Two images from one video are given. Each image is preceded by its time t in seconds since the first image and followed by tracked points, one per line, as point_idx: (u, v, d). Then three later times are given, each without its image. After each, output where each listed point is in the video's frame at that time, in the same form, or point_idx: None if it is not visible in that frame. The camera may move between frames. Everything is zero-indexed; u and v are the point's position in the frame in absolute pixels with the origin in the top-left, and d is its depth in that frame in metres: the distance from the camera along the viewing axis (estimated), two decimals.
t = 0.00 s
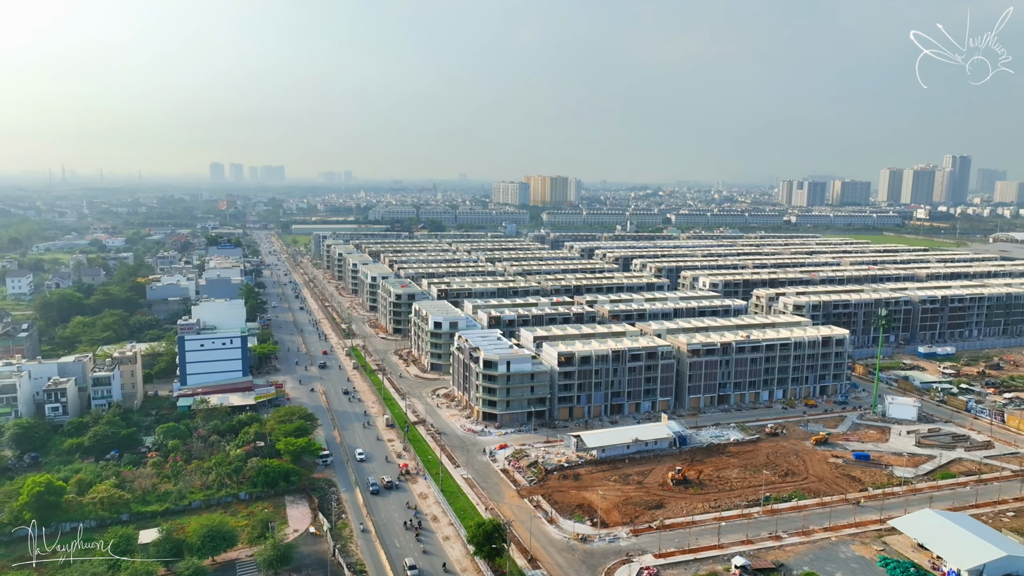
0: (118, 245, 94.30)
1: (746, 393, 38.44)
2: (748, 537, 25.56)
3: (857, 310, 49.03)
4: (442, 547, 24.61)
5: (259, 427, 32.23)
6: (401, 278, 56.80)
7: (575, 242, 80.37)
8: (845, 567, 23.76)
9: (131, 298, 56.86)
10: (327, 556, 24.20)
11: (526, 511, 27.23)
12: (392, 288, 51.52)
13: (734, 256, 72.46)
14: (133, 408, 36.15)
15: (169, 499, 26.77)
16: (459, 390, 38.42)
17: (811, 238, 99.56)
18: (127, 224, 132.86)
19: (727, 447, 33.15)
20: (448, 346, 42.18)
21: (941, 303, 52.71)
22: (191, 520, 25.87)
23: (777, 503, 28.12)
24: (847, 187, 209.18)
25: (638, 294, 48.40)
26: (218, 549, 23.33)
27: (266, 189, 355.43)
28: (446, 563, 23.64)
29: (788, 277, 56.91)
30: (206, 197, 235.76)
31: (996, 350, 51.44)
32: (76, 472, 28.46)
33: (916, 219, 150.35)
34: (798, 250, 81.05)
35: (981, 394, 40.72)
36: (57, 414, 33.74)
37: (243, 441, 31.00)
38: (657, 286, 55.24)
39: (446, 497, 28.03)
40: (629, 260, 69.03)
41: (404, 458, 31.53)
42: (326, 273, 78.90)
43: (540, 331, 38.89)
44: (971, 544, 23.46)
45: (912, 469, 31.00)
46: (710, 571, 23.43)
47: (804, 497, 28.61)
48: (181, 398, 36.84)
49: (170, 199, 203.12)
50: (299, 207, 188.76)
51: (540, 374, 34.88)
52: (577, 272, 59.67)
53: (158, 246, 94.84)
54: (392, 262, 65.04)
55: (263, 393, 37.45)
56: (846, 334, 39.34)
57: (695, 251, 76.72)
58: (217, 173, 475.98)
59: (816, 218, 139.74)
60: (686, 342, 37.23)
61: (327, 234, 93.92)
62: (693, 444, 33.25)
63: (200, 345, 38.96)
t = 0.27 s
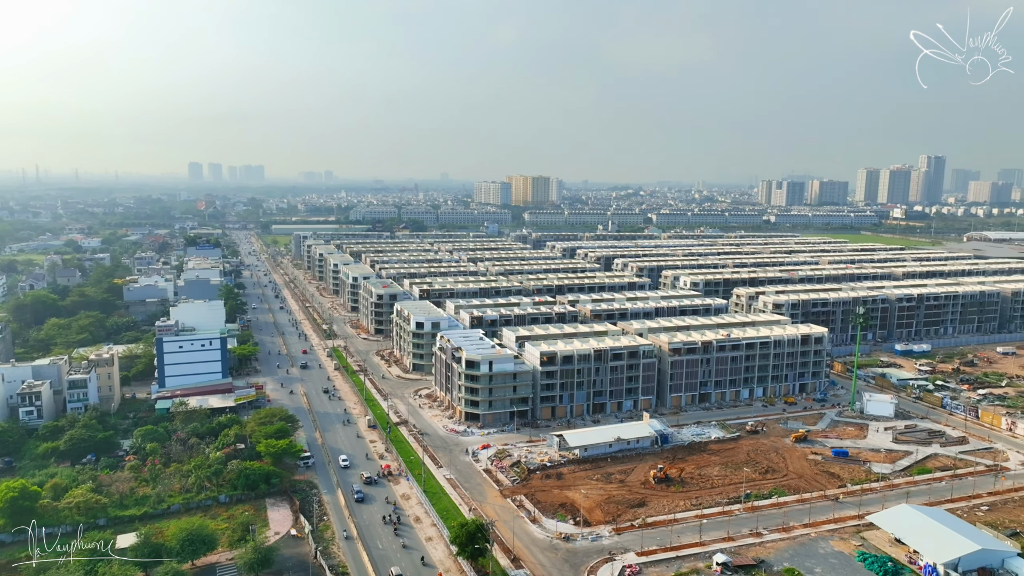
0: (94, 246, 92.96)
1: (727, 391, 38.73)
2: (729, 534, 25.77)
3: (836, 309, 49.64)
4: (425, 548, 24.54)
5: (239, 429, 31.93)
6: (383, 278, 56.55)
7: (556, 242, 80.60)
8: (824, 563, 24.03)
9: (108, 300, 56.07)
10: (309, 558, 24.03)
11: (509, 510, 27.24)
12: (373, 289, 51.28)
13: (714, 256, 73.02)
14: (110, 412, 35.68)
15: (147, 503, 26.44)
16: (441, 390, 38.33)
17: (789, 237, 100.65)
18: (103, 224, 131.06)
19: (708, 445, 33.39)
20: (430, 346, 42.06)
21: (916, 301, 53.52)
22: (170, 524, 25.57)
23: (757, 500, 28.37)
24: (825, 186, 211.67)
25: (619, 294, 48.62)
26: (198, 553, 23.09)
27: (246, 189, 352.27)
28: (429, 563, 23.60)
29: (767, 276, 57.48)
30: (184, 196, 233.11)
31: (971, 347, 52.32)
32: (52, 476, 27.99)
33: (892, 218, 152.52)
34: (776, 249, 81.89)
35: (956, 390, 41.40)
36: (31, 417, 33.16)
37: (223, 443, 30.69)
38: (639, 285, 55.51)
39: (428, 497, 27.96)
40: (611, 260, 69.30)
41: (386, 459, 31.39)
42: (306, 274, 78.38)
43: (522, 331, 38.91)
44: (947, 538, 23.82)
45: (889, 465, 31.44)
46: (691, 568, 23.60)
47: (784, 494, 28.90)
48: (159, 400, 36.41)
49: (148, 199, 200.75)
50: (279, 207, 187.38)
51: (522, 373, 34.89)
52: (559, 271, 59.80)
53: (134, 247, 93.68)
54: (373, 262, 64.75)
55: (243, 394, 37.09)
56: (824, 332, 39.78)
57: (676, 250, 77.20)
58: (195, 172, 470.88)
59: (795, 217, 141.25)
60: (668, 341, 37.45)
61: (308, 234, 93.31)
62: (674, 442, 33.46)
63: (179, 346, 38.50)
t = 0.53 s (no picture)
0: (69, 247, 91.50)
1: (707, 389, 39.00)
2: (710, 531, 25.95)
3: (815, 307, 50.19)
4: (408, 549, 24.44)
5: (219, 431, 31.61)
6: (364, 278, 56.26)
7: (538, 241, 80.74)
8: (804, 559, 24.28)
9: (84, 302, 55.26)
10: (290, 561, 23.84)
11: (491, 510, 27.24)
12: (355, 289, 51.00)
13: (695, 255, 73.50)
14: (86, 415, 35.16)
15: (125, 508, 26.10)
16: (423, 391, 38.22)
17: (768, 237, 101.58)
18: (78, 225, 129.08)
19: (689, 443, 33.61)
20: (412, 346, 41.94)
21: (893, 300, 54.26)
22: (148, 528, 25.29)
23: (738, 497, 28.60)
24: (804, 186, 213.91)
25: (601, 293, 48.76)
26: (177, 556, 23.05)
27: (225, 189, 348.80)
28: (412, 564, 23.53)
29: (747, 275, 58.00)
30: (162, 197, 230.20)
31: (946, 344, 53.17)
32: (27, 481, 27.50)
33: (869, 218, 154.58)
34: (755, 248, 82.64)
35: (931, 387, 42.05)
36: (5, 421, 32.50)
37: (202, 446, 30.36)
38: (620, 284, 55.72)
39: (411, 498, 27.88)
40: (593, 259, 69.51)
41: (368, 461, 31.23)
42: (286, 275, 77.76)
43: (505, 331, 38.91)
44: (925, 533, 24.16)
45: (867, 461, 31.83)
46: (673, 566, 23.74)
47: (764, 491, 29.17)
48: (136, 403, 35.96)
49: (125, 199, 198.10)
50: (258, 207, 185.81)
51: (504, 373, 34.89)
52: (541, 271, 59.86)
53: (111, 247, 92.41)
54: (355, 263, 64.40)
55: (223, 396, 36.74)
56: (803, 331, 40.20)
57: (656, 250, 77.59)
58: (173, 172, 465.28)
59: (774, 216, 142.64)
60: (649, 340, 37.64)
61: (288, 235, 92.59)
62: (656, 441, 33.66)
63: (157, 348, 38.13)
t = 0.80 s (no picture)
0: (43, 248, 89.99)
1: (688, 388, 39.29)
2: (691, 528, 26.13)
3: (793, 305, 50.76)
4: (389, 551, 24.34)
5: (196, 434, 31.24)
6: (344, 279, 55.94)
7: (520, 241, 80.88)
8: (783, 554, 24.54)
9: (58, 304, 54.39)
10: (270, 564, 23.65)
11: (473, 510, 27.22)
12: (335, 290, 50.67)
13: (675, 254, 73.99)
14: (61, 419, 34.58)
15: (101, 513, 25.66)
16: (404, 391, 38.09)
17: (747, 236, 102.57)
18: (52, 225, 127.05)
19: (670, 441, 33.81)
20: (393, 347, 41.79)
21: (870, 298, 55.03)
22: (125, 533, 24.90)
23: (718, 495, 28.83)
24: (782, 186, 216.14)
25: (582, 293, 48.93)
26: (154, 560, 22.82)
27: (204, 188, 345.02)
28: (393, 565, 23.45)
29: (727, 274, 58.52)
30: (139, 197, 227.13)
31: (921, 342, 54.02)
32: None
33: (846, 217, 156.68)
34: (735, 247, 83.42)
35: (907, 384, 42.70)
36: None
37: (180, 449, 29.97)
38: (601, 284, 55.93)
39: (392, 499, 27.78)
40: (574, 259, 69.71)
41: (349, 462, 31.05)
42: (266, 276, 77.08)
43: (486, 331, 38.88)
44: (901, 527, 24.53)
45: (844, 457, 32.25)
46: (655, 564, 23.88)
47: (744, 488, 29.42)
48: (113, 406, 35.45)
49: (100, 199, 195.21)
50: (237, 207, 184.04)
51: (486, 373, 34.88)
52: (522, 271, 59.90)
53: (86, 248, 91.04)
54: (335, 263, 64.02)
55: (201, 398, 36.34)
56: (782, 329, 40.61)
57: (637, 249, 78.00)
58: (151, 172, 459.34)
59: (753, 216, 144.05)
60: (630, 339, 37.82)
61: (267, 235, 91.80)
62: (637, 439, 33.84)
63: (133, 350, 37.63)
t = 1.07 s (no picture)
0: (13, 249, 88.27)
1: (668, 386, 39.54)
2: (672, 526, 26.31)
3: (770, 304, 51.28)
4: (371, 552, 24.20)
5: (174, 437, 30.86)
6: (324, 279, 55.57)
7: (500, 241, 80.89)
8: (763, 551, 24.78)
9: (31, 306, 53.42)
10: (250, 568, 23.42)
11: (455, 511, 27.17)
12: (314, 290, 50.30)
13: (654, 254, 74.41)
14: (33, 423, 33.95)
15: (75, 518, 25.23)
16: (385, 392, 37.93)
17: (725, 236, 103.43)
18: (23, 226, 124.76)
19: (650, 439, 34.00)
20: (373, 348, 41.59)
21: (846, 296, 55.76)
22: (101, 538, 24.53)
23: (698, 492, 29.04)
24: (761, 185, 218.23)
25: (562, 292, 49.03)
26: (131, 567, 22.71)
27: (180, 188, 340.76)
28: (374, 567, 23.34)
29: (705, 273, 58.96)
30: (113, 197, 223.66)
31: (896, 339, 54.85)
32: None
33: (822, 217, 158.66)
34: (713, 246, 84.08)
35: (882, 380, 43.33)
36: None
37: (157, 453, 29.59)
38: (581, 283, 56.07)
39: (373, 501, 27.64)
40: (554, 258, 69.82)
41: (329, 464, 30.84)
42: (243, 276, 76.28)
43: (467, 331, 38.82)
44: (877, 521, 24.89)
45: (822, 454, 32.65)
46: (636, 562, 24.00)
47: (723, 485, 29.68)
48: (87, 410, 34.89)
49: (74, 199, 191.95)
50: (213, 207, 181.95)
51: (467, 373, 34.84)
52: (503, 271, 59.88)
53: (59, 249, 89.45)
54: (314, 264, 63.54)
55: (178, 401, 35.91)
56: (760, 327, 41.04)
57: (617, 248, 78.31)
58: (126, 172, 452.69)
59: (731, 215, 145.36)
60: (610, 338, 37.97)
61: (245, 235, 90.85)
62: (618, 438, 34.00)
63: (108, 353, 37.08)
